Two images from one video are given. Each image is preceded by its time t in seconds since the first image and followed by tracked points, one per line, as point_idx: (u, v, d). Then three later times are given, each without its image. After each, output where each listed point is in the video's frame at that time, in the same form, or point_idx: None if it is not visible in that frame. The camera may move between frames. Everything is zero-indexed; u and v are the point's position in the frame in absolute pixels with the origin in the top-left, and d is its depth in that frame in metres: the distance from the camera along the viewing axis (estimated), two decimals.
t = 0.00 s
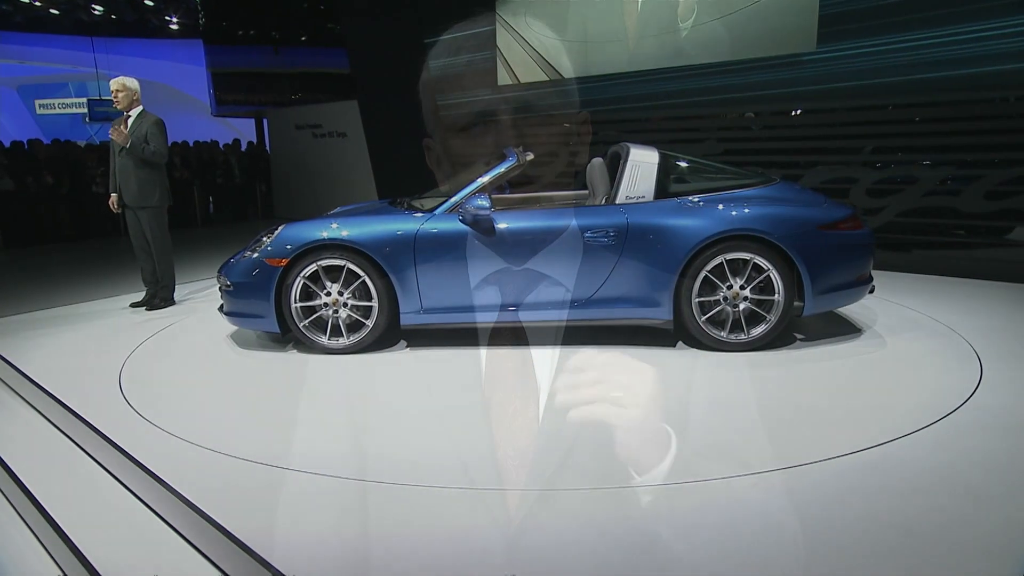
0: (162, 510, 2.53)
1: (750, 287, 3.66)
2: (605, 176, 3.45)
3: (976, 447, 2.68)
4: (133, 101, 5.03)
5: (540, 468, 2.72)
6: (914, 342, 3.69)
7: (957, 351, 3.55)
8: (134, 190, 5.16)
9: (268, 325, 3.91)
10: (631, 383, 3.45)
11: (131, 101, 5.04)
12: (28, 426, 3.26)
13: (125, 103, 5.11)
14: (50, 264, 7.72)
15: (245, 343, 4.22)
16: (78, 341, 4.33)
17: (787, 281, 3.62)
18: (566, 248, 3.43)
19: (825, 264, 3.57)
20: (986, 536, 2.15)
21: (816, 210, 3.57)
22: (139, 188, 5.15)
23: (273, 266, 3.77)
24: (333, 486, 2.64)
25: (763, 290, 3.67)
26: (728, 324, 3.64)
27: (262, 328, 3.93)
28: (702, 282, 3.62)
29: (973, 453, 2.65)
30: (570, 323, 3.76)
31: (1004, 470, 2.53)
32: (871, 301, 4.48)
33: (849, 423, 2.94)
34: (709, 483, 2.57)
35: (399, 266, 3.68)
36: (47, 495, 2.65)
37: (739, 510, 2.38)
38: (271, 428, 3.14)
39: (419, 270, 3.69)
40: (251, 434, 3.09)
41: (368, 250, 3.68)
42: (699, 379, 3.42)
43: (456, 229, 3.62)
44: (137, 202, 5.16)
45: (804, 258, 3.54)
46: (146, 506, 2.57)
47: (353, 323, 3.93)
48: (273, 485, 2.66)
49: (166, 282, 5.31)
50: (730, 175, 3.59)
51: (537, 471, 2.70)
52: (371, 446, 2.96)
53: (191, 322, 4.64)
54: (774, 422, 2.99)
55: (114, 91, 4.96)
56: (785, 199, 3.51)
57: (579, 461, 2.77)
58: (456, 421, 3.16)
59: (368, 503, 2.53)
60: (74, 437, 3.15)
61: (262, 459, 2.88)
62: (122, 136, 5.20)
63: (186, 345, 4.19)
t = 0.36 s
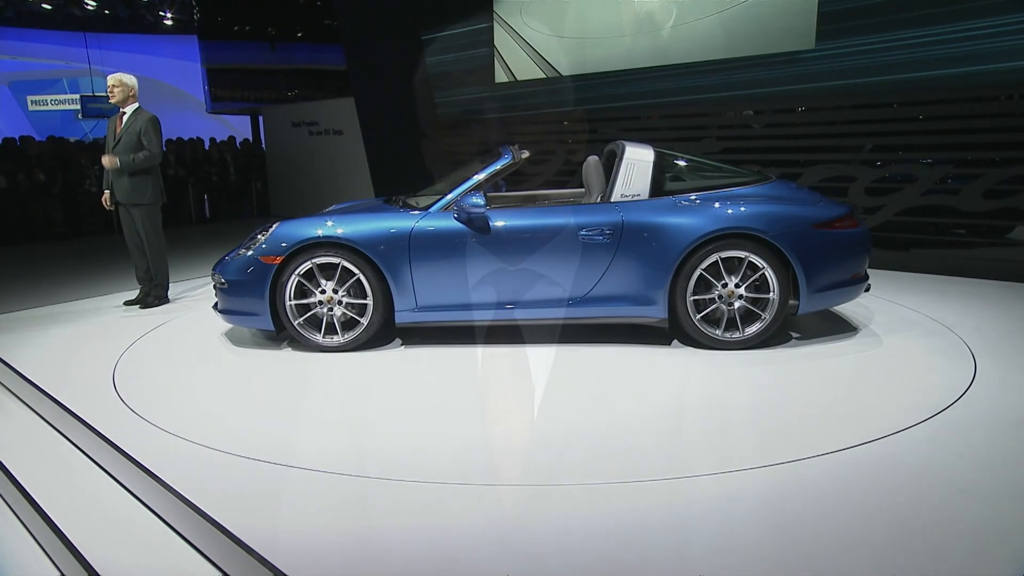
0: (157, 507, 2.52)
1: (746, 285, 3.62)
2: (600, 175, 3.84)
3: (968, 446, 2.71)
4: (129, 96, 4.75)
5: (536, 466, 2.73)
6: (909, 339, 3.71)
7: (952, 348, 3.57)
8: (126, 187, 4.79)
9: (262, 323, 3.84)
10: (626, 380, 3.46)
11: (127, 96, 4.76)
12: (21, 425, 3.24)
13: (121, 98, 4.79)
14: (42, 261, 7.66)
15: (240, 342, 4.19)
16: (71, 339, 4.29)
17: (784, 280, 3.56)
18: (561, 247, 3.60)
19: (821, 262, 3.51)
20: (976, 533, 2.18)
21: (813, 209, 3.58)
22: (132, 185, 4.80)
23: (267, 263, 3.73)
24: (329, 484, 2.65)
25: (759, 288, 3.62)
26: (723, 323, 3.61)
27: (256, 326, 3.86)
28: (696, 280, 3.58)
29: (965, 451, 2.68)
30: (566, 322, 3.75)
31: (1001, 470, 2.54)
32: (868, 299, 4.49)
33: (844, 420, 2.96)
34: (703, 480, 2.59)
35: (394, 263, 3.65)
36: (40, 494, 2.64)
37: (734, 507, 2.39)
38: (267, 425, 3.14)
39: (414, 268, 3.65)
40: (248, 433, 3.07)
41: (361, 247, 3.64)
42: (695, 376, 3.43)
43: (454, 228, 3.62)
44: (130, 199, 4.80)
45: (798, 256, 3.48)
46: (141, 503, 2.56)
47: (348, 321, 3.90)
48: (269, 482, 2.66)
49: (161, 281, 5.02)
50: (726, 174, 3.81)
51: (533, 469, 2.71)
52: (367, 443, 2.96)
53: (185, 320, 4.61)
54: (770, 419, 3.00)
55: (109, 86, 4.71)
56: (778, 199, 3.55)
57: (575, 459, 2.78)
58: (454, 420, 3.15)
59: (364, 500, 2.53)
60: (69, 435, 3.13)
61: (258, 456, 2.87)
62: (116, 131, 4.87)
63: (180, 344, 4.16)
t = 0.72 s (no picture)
0: (149, 505, 2.53)
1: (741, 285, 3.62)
2: (596, 177, 3.84)
3: (961, 444, 2.73)
4: (122, 95, 4.74)
5: (532, 464, 2.75)
6: (905, 338, 3.72)
7: (947, 347, 3.59)
8: (122, 188, 4.77)
9: (257, 323, 3.82)
10: (621, 380, 3.47)
11: (120, 96, 4.75)
12: (15, 424, 3.24)
13: (116, 97, 4.77)
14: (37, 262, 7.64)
15: (234, 341, 4.19)
16: (65, 339, 4.28)
17: (779, 281, 3.56)
18: (554, 247, 3.58)
19: (816, 262, 3.50)
20: (966, 530, 2.20)
21: (808, 208, 3.58)
22: (128, 185, 4.77)
23: (260, 263, 3.71)
24: (324, 481, 2.65)
25: (754, 288, 3.61)
26: (717, 323, 3.61)
27: (250, 325, 3.85)
28: (691, 280, 3.58)
29: (958, 450, 2.69)
30: (562, 322, 3.74)
31: (994, 468, 2.56)
32: (865, 298, 4.50)
33: (838, 419, 2.98)
34: (696, 477, 2.61)
35: (389, 263, 3.64)
36: (34, 492, 2.64)
37: (727, 505, 2.41)
38: (262, 424, 3.14)
39: (409, 268, 3.65)
40: (244, 432, 3.07)
41: (356, 247, 3.63)
42: (689, 375, 3.44)
43: (450, 228, 3.62)
44: (125, 199, 4.78)
45: (793, 255, 3.48)
46: (134, 501, 2.56)
47: (343, 320, 3.88)
48: (265, 479, 2.67)
49: (155, 280, 4.99)
50: (722, 173, 3.81)
51: (528, 468, 2.72)
52: (362, 442, 2.96)
53: (181, 319, 4.60)
54: (764, 418, 3.02)
55: (101, 86, 4.69)
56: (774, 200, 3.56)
57: (570, 457, 2.79)
58: (450, 419, 3.16)
59: (360, 497, 2.54)
60: (62, 434, 3.14)
61: (253, 454, 2.88)
62: (110, 131, 4.84)
63: (175, 344, 4.14)
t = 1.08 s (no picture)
0: (145, 502, 2.53)
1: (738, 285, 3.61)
2: (594, 176, 3.85)
3: (957, 443, 2.73)
4: (118, 93, 4.72)
5: (529, 461, 2.76)
6: (903, 338, 3.72)
7: (944, 347, 3.59)
8: (119, 186, 4.74)
9: (253, 322, 3.81)
10: (618, 379, 3.47)
11: (117, 94, 4.73)
12: (11, 423, 3.24)
13: (113, 95, 4.75)
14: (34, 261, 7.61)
15: (231, 340, 4.17)
16: (60, 338, 4.25)
17: (776, 280, 3.55)
18: (551, 247, 3.57)
19: (814, 261, 3.50)
20: (960, 529, 2.20)
21: (806, 208, 3.57)
22: (125, 183, 4.75)
23: (257, 262, 3.70)
24: (321, 480, 2.65)
25: (751, 288, 3.61)
26: (715, 323, 3.60)
27: (247, 324, 3.83)
28: (688, 280, 3.58)
29: (952, 448, 2.71)
30: (559, 321, 3.73)
31: (992, 467, 2.57)
32: (862, 298, 4.50)
33: (835, 417, 2.98)
34: (692, 474, 2.62)
35: (386, 263, 3.63)
36: (32, 491, 2.64)
37: (724, 503, 2.41)
38: (260, 423, 3.13)
39: (406, 267, 3.64)
40: (242, 431, 3.06)
41: (353, 246, 3.62)
42: (686, 374, 3.44)
43: (447, 227, 3.61)
44: (122, 198, 4.75)
45: (790, 255, 3.47)
46: (131, 499, 2.56)
47: (340, 320, 3.87)
48: (262, 477, 2.67)
49: (151, 280, 4.97)
50: (720, 173, 3.81)
51: (524, 466, 2.73)
52: (359, 440, 2.96)
53: (177, 319, 4.58)
54: (762, 417, 3.02)
55: (97, 84, 4.66)
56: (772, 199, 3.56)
57: (568, 456, 2.79)
58: (448, 419, 3.15)
59: (357, 494, 2.54)
60: (58, 432, 3.13)
61: (251, 452, 2.88)
62: (106, 130, 4.81)
63: (171, 343, 4.12)
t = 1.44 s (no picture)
0: (143, 500, 2.53)
1: (737, 284, 3.59)
2: (594, 174, 3.83)
3: (957, 443, 2.73)
4: (118, 90, 4.70)
5: (528, 459, 2.75)
6: (902, 338, 3.71)
7: (943, 346, 3.59)
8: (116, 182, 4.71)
9: (251, 320, 3.79)
10: (617, 378, 3.46)
11: (119, 91, 4.70)
12: (8, 421, 3.22)
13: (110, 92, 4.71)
14: (31, 260, 7.56)
15: (227, 339, 4.15)
16: (54, 337, 4.21)
17: (775, 280, 3.54)
18: (550, 245, 3.55)
19: (814, 261, 3.48)
20: (961, 528, 2.20)
21: (807, 207, 3.56)
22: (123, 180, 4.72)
23: (255, 260, 3.68)
24: (320, 477, 2.64)
25: (751, 287, 3.59)
26: (714, 322, 3.58)
27: (244, 323, 3.81)
28: (687, 279, 3.56)
29: (951, 448, 2.70)
30: (557, 321, 3.72)
31: (991, 466, 2.57)
32: (862, 297, 4.49)
33: (834, 417, 2.98)
34: (691, 473, 2.61)
35: (384, 261, 3.61)
36: (30, 488, 2.63)
37: (725, 502, 2.41)
38: (258, 421, 3.12)
39: (404, 265, 3.62)
40: (238, 429, 3.04)
41: (351, 244, 3.60)
42: (686, 373, 3.44)
43: (446, 225, 3.59)
44: (119, 194, 4.72)
45: (790, 254, 3.46)
46: (130, 497, 2.55)
47: (338, 318, 3.85)
48: (260, 475, 2.66)
49: (147, 278, 4.94)
50: (720, 172, 3.80)
51: (524, 464, 2.72)
52: (357, 438, 2.95)
53: (173, 317, 4.56)
54: (762, 416, 3.02)
55: (97, 80, 4.61)
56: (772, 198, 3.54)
57: (567, 454, 2.78)
58: (447, 418, 3.13)
59: (356, 492, 2.53)
60: (55, 430, 3.11)
61: (249, 449, 2.86)
62: (103, 126, 4.77)
63: (167, 342, 4.10)
